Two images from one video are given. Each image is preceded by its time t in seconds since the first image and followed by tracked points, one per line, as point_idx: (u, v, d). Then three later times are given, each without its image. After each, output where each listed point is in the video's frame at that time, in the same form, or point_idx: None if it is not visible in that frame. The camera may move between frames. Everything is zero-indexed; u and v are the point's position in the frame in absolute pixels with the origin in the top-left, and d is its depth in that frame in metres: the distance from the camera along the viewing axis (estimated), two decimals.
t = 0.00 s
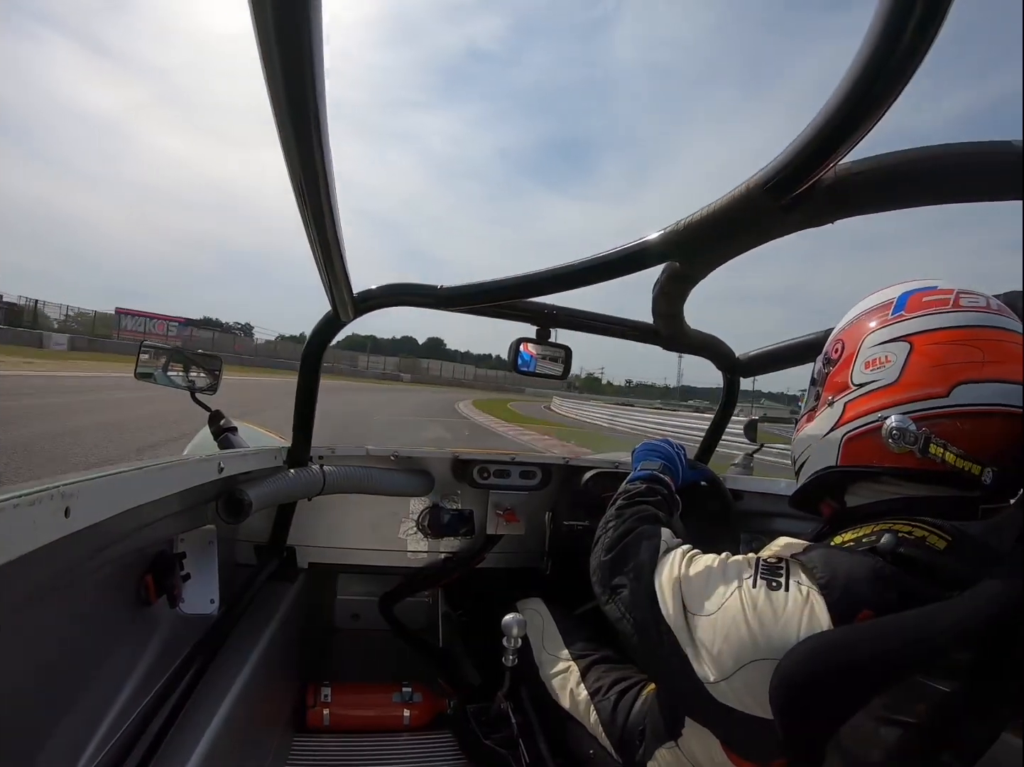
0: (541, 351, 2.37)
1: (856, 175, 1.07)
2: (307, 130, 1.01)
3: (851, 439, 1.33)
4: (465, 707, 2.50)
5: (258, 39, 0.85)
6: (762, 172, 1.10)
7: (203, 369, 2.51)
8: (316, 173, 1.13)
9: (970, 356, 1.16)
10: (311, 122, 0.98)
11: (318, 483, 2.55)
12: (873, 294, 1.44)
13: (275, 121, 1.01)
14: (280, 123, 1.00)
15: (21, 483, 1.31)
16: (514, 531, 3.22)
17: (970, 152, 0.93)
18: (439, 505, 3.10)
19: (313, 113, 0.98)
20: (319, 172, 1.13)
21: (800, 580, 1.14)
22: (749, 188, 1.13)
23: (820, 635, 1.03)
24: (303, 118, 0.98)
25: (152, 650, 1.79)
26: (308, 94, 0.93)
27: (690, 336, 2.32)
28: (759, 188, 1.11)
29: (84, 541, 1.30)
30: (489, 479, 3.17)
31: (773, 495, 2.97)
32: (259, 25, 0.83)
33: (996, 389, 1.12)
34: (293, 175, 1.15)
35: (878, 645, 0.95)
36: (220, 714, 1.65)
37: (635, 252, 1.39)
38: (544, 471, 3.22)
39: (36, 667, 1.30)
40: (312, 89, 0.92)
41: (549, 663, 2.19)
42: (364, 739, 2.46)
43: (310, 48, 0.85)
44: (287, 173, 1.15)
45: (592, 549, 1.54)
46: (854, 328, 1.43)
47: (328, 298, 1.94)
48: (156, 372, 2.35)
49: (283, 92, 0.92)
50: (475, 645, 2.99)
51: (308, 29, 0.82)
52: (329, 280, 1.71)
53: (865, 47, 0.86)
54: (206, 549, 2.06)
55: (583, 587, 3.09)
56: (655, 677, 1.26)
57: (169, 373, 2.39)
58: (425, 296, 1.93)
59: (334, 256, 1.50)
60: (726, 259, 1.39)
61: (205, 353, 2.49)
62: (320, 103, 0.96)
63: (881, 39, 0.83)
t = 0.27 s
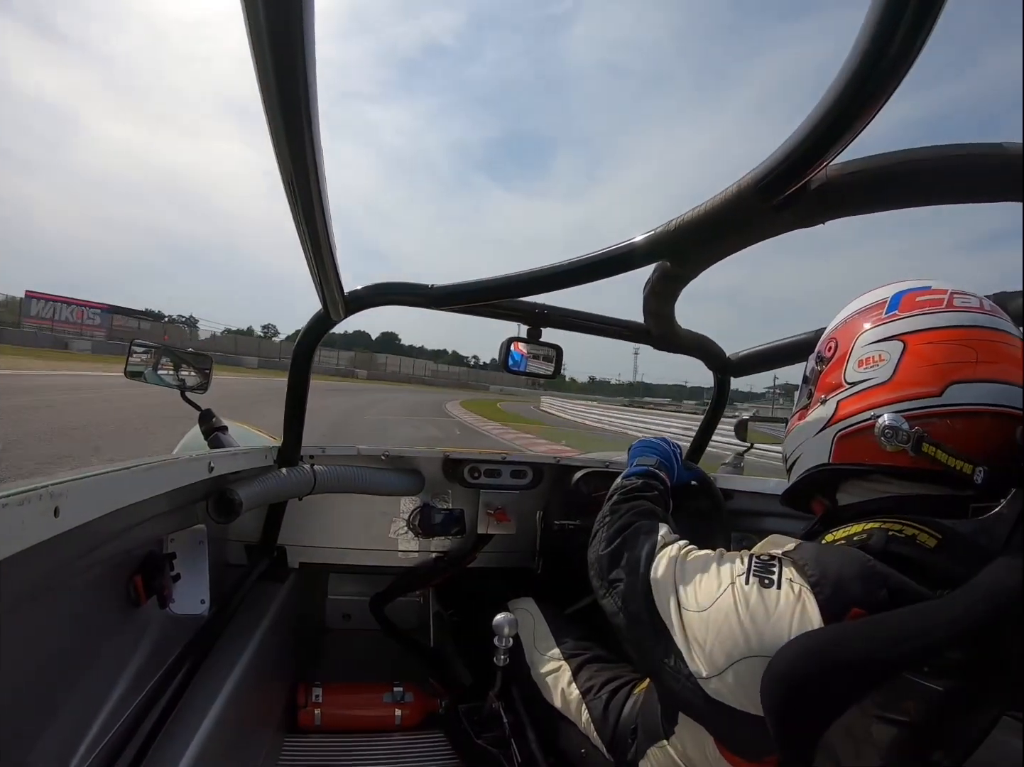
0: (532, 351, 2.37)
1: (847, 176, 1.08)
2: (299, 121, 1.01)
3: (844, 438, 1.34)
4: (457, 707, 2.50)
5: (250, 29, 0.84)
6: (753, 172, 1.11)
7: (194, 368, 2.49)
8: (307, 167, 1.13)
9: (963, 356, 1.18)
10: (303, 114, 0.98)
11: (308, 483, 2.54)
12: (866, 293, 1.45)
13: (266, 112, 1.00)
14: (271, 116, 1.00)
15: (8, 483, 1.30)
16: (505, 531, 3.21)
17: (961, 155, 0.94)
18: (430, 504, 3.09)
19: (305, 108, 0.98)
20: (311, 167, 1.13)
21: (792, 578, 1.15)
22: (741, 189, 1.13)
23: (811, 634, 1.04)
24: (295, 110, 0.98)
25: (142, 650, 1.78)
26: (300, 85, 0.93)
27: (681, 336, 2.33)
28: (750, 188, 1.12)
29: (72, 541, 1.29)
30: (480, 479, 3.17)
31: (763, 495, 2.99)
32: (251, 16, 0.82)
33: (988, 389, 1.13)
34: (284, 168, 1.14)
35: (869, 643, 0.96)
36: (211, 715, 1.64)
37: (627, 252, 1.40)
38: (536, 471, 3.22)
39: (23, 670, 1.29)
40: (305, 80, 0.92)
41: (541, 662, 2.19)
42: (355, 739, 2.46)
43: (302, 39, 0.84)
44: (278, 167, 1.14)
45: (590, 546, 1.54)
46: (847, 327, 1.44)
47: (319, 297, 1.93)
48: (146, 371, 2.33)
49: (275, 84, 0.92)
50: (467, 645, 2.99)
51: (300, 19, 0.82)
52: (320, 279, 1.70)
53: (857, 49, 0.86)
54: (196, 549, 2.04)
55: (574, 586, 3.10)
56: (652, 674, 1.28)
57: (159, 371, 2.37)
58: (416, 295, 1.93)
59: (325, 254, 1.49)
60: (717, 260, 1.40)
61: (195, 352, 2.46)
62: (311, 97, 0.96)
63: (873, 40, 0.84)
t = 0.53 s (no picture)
0: (528, 351, 2.37)
1: (843, 177, 1.08)
2: (296, 135, 1.01)
3: (839, 439, 1.35)
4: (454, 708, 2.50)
5: (248, 49, 0.85)
6: (749, 174, 1.11)
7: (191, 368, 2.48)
8: (304, 174, 1.13)
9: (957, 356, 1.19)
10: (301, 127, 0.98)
11: (305, 483, 2.53)
12: (859, 294, 1.46)
13: (265, 127, 1.01)
14: (268, 127, 1.00)
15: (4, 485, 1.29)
16: (501, 531, 3.21)
17: (956, 155, 0.95)
18: (426, 505, 3.09)
19: (302, 121, 0.98)
20: (308, 175, 1.13)
21: (787, 578, 1.15)
22: (737, 190, 1.14)
23: (807, 635, 1.04)
24: (292, 123, 0.98)
25: (138, 652, 1.77)
26: (298, 101, 0.93)
27: (676, 336, 2.33)
28: (747, 189, 1.12)
29: (68, 542, 1.28)
30: (476, 479, 3.16)
31: (759, 494, 3.00)
32: (250, 35, 0.83)
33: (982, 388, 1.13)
34: (280, 174, 1.14)
35: (865, 643, 0.97)
36: (208, 716, 1.64)
37: (623, 253, 1.40)
38: (532, 471, 3.22)
39: (19, 672, 1.28)
40: (302, 96, 0.92)
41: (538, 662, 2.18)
42: (352, 740, 2.46)
43: (299, 52, 0.85)
44: (275, 174, 1.14)
45: (583, 546, 1.54)
46: (841, 328, 1.45)
47: (315, 298, 1.92)
48: (142, 372, 2.32)
49: (272, 98, 0.92)
50: (463, 645, 2.99)
51: (298, 36, 0.82)
52: (316, 279, 1.70)
53: (852, 51, 0.87)
54: (192, 551, 2.04)
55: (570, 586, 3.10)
56: (644, 676, 1.28)
57: (155, 372, 2.36)
58: (412, 295, 1.93)
59: (322, 254, 1.49)
60: (712, 260, 1.41)
61: (190, 352, 2.46)
62: (309, 111, 0.97)
63: (868, 42, 0.84)
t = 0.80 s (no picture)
0: (525, 350, 2.36)
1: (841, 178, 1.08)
2: (293, 131, 1.00)
3: (836, 439, 1.35)
4: (451, 707, 2.50)
5: (245, 44, 0.84)
6: (746, 173, 1.11)
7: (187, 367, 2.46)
8: (300, 170, 1.12)
9: (954, 356, 1.19)
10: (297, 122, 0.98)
11: (302, 483, 2.53)
12: (856, 293, 1.46)
13: (262, 123, 1.00)
14: (264, 123, 1.00)
15: None
16: (498, 531, 3.21)
17: (954, 155, 0.95)
18: (423, 504, 3.09)
19: (298, 116, 0.98)
20: (304, 171, 1.12)
21: (785, 576, 1.15)
22: (733, 190, 1.14)
23: (804, 635, 1.04)
24: (289, 119, 0.98)
25: (135, 652, 1.77)
26: (294, 96, 0.93)
27: (673, 336, 2.33)
28: (743, 189, 1.12)
29: (65, 542, 1.28)
30: (473, 479, 3.16)
31: (755, 494, 3.01)
32: (245, 29, 0.82)
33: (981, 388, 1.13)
34: (277, 172, 1.13)
35: (862, 643, 0.97)
36: (205, 717, 1.64)
37: (621, 252, 1.40)
38: (528, 471, 3.22)
39: (15, 672, 1.28)
40: (299, 90, 0.92)
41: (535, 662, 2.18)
42: (349, 740, 2.46)
43: (297, 46, 0.84)
44: (272, 170, 1.14)
45: (582, 543, 1.55)
46: (838, 328, 1.45)
47: (312, 297, 1.92)
48: (139, 371, 2.33)
49: (268, 90, 0.91)
50: (460, 645, 2.99)
51: (296, 31, 0.81)
52: (312, 279, 1.69)
53: (849, 51, 0.87)
54: (189, 551, 2.03)
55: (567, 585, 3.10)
56: (641, 674, 1.28)
57: (152, 372, 2.36)
58: (409, 295, 1.92)
59: (318, 253, 1.49)
60: (709, 260, 1.41)
61: (189, 352, 2.44)
62: (304, 105, 0.96)
63: (866, 42, 0.84)
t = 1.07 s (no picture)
0: (522, 350, 2.36)
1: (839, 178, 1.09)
2: (290, 126, 1.00)
3: (836, 437, 1.36)
4: (450, 708, 2.50)
5: (240, 36, 0.84)
6: (744, 173, 1.11)
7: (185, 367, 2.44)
8: (298, 169, 1.12)
9: (953, 355, 1.19)
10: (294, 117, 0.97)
11: (299, 484, 2.52)
12: (855, 293, 1.46)
13: (257, 117, 1.00)
14: (261, 120, 1.00)
15: None
16: (497, 531, 3.21)
17: (951, 154, 0.95)
18: (421, 505, 3.08)
19: (295, 113, 0.98)
20: (301, 167, 1.12)
21: (784, 574, 1.15)
22: (731, 189, 1.14)
23: (803, 633, 1.04)
24: (285, 114, 0.97)
25: (134, 653, 1.76)
26: (290, 88, 0.92)
27: (671, 336, 2.34)
28: (741, 188, 1.12)
29: (62, 543, 1.27)
30: (471, 479, 3.16)
31: (753, 493, 3.01)
32: (241, 23, 0.82)
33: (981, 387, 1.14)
34: (273, 169, 1.13)
35: (861, 640, 0.97)
36: (204, 718, 1.63)
37: (619, 252, 1.40)
38: (526, 471, 3.22)
39: (14, 674, 1.27)
40: (296, 83, 0.91)
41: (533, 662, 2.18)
42: (348, 740, 2.45)
43: (293, 39, 0.84)
44: (269, 167, 1.13)
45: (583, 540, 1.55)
46: (837, 326, 1.45)
47: (309, 298, 1.91)
48: (136, 372, 2.32)
49: (264, 83, 0.91)
50: (459, 645, 2.99)
51: (292, 24, 0.81)
52: (310, 279, 1.69)
53: (847, 50, 0.87)
54: (186, 552, 2.03)
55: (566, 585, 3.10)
56: (641, 672, 1.28)
57: (150, 373, 2.35)
58: (407, 295, 1.92)
59: (316, 252, 1.49)
60: (706, 259, 1.41)
61: (185, 352, 2.41)
62: (301, 103, 0.96)
63: (863, 41, 0.85)
